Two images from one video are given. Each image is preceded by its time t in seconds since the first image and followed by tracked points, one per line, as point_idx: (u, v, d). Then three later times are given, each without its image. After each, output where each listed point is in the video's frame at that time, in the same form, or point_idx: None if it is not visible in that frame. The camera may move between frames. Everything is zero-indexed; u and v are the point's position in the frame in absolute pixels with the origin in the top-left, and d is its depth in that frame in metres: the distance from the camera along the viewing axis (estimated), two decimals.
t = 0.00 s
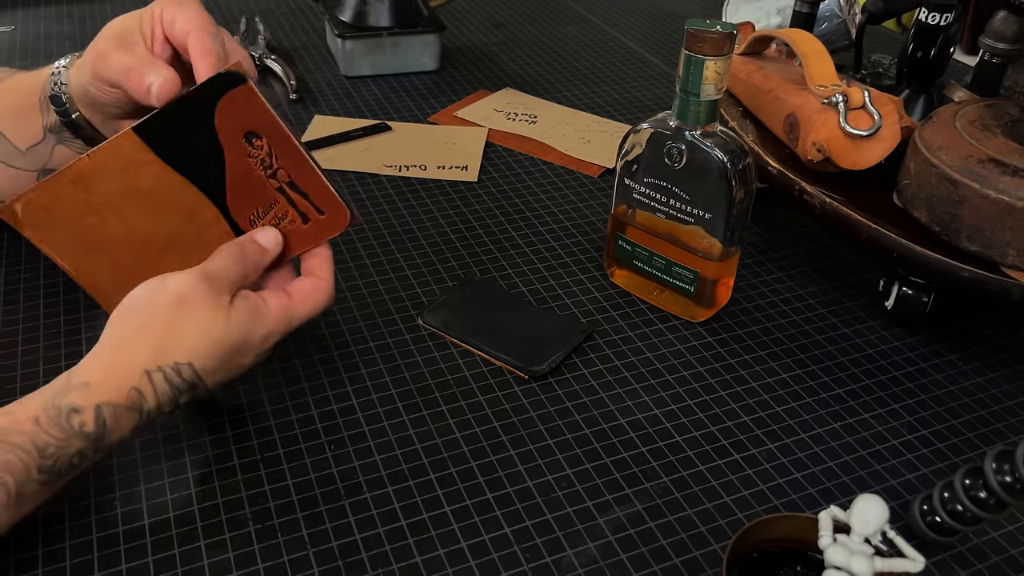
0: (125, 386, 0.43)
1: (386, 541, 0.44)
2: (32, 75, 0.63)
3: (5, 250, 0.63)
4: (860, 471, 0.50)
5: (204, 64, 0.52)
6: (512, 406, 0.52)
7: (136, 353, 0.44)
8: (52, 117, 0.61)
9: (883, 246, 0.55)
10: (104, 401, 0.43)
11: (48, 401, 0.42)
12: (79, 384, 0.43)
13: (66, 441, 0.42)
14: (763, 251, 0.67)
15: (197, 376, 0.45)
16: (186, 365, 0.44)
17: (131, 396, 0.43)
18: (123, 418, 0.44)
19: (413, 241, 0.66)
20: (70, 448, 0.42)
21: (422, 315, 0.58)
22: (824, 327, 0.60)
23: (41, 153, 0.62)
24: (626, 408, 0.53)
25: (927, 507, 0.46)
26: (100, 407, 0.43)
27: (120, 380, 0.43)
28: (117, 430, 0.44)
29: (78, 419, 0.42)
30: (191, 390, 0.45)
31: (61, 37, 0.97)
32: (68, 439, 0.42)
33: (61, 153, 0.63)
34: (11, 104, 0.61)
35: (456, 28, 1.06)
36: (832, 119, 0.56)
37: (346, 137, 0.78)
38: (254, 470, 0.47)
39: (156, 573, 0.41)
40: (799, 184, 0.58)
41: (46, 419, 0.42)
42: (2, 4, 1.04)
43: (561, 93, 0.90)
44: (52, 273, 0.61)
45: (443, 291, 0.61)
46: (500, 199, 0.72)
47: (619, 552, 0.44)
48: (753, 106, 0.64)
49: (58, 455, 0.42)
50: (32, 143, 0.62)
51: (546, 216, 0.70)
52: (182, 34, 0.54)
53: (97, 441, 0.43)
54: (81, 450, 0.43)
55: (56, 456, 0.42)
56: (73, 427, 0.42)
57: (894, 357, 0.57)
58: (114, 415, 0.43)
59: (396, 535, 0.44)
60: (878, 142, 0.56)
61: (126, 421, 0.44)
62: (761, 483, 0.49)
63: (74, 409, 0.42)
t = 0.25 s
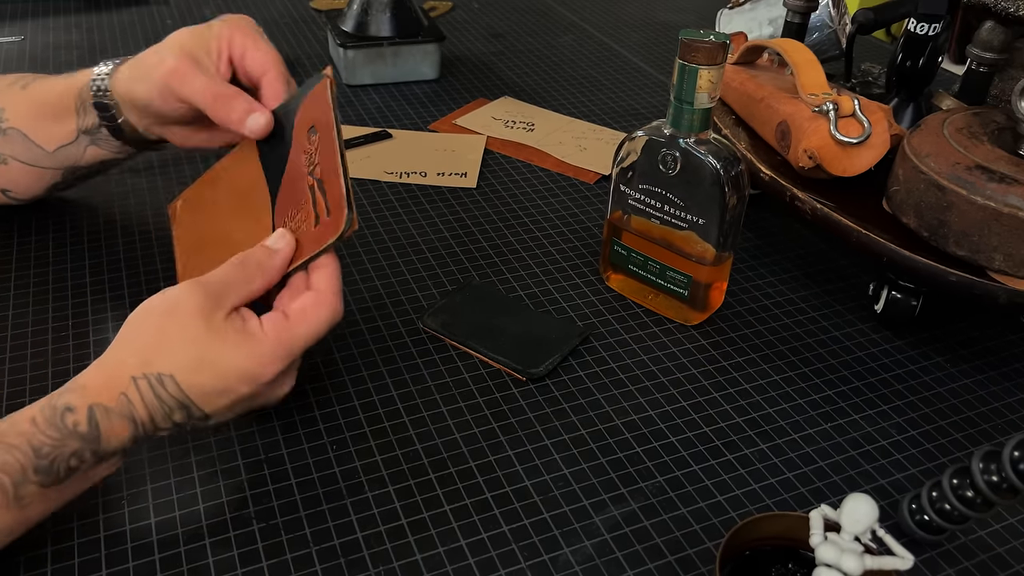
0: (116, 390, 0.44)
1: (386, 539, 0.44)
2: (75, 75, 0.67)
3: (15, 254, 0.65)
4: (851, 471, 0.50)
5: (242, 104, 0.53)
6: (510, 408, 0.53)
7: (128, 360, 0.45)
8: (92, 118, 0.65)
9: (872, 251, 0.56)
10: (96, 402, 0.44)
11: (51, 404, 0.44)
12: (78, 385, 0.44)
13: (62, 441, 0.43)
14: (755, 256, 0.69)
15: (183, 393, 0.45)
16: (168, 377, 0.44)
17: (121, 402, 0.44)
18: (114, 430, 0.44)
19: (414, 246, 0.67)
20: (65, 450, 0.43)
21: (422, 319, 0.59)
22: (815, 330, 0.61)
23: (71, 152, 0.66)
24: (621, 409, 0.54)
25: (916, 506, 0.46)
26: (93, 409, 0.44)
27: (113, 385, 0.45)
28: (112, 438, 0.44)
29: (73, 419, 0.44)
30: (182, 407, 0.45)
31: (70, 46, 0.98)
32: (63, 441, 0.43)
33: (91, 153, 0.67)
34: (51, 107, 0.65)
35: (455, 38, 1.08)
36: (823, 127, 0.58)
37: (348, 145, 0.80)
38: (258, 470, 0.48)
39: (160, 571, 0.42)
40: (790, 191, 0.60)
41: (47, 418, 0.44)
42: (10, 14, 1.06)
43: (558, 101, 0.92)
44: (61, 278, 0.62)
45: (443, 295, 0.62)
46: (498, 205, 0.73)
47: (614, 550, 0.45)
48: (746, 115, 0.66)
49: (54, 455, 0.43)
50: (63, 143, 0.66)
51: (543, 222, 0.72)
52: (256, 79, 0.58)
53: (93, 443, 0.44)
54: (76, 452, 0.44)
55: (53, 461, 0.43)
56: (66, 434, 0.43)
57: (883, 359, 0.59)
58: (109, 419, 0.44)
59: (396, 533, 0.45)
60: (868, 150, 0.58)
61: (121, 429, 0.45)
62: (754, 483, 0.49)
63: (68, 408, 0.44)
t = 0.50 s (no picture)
0: (90, 345, 0.47)
1: (387, 537, 0.45)
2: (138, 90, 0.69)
3: (22, 258, 0.65)
4: (843, 471, 0.51)
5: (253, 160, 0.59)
6: (508, 409, 0.54)
7: (100, 319, 0.48)
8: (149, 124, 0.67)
9: (864, 255, 0.57)
10: (66, 362, 0.46)
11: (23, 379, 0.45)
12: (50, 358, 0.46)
13: (29, 407, 0.44)
14: (750, 261, 0.70)
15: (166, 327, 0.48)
16: (148, 314, 0.48)
17: (97, 354, 0.47)
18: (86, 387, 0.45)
19: (414, 250, 0.68)
20: (33, 414, 0.44)
21: (422, 322, 0.60)
22: (808, 333, 0.62)
23: (119, 158, 0.68)
24: (618, 410, 0.55)
25: (906, 505, 0.47)
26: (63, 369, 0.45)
27: (87, 340, 0.47)
28: (84, 396, 0.45)
29: (40, 383, 0.45)
30: (165, 343, 0.48)
31: (76, 54, 1.00)
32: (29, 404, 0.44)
33: (138, 160, 0.68)
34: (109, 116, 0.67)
35: (455, 46, 1.09)
36: (815, 133, 0.59)
37: (349, 151, 0.81)
38: (262, 470, 0.49)
39: (166, 569, 0.43)
40: (783, 196, 0.61)
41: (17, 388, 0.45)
42: (16, 22, 1.08)
43: (555, 108, 0.93)
44: (68, 281, 0.63)
45: (442, 298, 0.63)
46: (496, 210, 0.75)
47: (611, 549, 0.46)
48: (740, 122, 0.67)
49: (20, 422, 0.43)
50: (112, 149, 0.67)
51: (541, 227, 0.73)
52: (285, 147, 0.63)
53: (65, 407, 0.44)
54: (45, 419, 0.44)
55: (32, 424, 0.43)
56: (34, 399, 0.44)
57: (874, 361, 0.60)
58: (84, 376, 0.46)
59: (397, 532, 0.46)
60: (860, 156, 0.59)
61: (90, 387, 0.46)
62: (748, 483, 0.50)
63: (36, 375, 0.45)
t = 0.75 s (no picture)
0: (108, 375, 0.45)
1: (387, 537, 0.45)
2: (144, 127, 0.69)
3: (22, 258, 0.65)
4: (843, 471, 0.51)
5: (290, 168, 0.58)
6: (509, 409, 0.54)
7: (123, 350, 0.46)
8: (146, 160, 0.66)
9: (864, 255, 0.57)
10: (88, 390, 0.45)
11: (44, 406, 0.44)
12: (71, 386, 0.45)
13: (51, 433, 0.43)
14: (749, 261, 0.70)
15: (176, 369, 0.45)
16: (161, 357, 0.45)
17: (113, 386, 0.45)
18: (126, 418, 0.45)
19: (414, 250, 0.68)
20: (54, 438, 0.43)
21: (422, 322, 0.60)
22: (808, 333, 0.62)
23: (111, 190, 0.66)
24: (618, 410, 0.55)
25: (906, 505, 0.47)
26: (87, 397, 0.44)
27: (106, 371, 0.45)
28: (101, 426, 0.44)
29: (63, 408, 0.44)
30: (177, 390, 0.45)
31: (76, 54, 1.00)
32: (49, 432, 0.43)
33: (129, 196, 0.67)
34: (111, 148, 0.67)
35: (455, 46, 1.09)
36: (815, 133, 0.59)
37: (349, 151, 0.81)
38: (262, 470, 0.49)
39: (166, 569, 0.43)
40: (783, 196, 0.61)
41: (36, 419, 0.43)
42: (17, 22, 1.08)
43: (555, 108, 0.93)
44: (68, 281, 0.63)
45: (443, 298, 0.63)
46: (497, 210, 0.75)
47: (611, 549, 0.46)
48: (740, 122, 0.67)
49: (43, 446, 0.43)
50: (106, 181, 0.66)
51: (541, 226, 0.73)
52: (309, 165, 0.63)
53: (83, 433, 0.43)
54: (66, 442, 0.43)
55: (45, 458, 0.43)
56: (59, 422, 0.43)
57: (874, 361, 0.60)
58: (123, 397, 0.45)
59: (397, 532, 0.46)
60: (860, 156, 0.59)
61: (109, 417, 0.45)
62: (748, 483, 0.50)
63: (59, 399, 0.44)
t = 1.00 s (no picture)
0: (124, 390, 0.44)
1: (387, 537, 0.45)
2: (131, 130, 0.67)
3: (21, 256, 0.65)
4: (842, 471, 0.51)
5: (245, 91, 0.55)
6: (509, 409, 0.54)
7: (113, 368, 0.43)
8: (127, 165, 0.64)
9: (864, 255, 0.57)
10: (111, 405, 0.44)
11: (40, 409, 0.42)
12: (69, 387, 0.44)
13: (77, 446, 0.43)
14: (749, 261, 0.70)
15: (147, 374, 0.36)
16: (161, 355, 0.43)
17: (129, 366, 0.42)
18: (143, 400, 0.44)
19: (414, 250, 0.69)
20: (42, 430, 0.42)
21: (422, 322, 0.60)
22: (808, 333, 0.62)
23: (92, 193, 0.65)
24: (617, 410, 0.55)
25: (906, 505, 0.47)
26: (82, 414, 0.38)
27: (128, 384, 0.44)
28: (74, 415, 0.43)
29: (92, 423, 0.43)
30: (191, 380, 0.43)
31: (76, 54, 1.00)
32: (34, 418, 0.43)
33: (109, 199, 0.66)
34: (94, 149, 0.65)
35: (455, 46, 1.09)
36: (815, 134, 0.59)
37: (349, 151, 0.81)
38: (262, 470, 0.49)
39: (165, 569, 0.43)
40: (783, 197, 0.61)
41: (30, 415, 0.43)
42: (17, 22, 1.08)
43: (555, 108, 0.93)
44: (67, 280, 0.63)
45: (443, 298, 0.63)
46: (496, 210, 0.75)
47: (611, 548, 0.46)
48: (740, 122, 0.67)
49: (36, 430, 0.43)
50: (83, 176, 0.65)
51: (541, 227, 0.73)
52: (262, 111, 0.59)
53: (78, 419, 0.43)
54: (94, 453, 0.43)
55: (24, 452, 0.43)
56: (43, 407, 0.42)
57: (874, 361, 0.60)
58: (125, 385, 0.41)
59: (397, 532, 0.46)
60: (859, 156, 0.59)
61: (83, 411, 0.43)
62: (748, 483, 0.50)
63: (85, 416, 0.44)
